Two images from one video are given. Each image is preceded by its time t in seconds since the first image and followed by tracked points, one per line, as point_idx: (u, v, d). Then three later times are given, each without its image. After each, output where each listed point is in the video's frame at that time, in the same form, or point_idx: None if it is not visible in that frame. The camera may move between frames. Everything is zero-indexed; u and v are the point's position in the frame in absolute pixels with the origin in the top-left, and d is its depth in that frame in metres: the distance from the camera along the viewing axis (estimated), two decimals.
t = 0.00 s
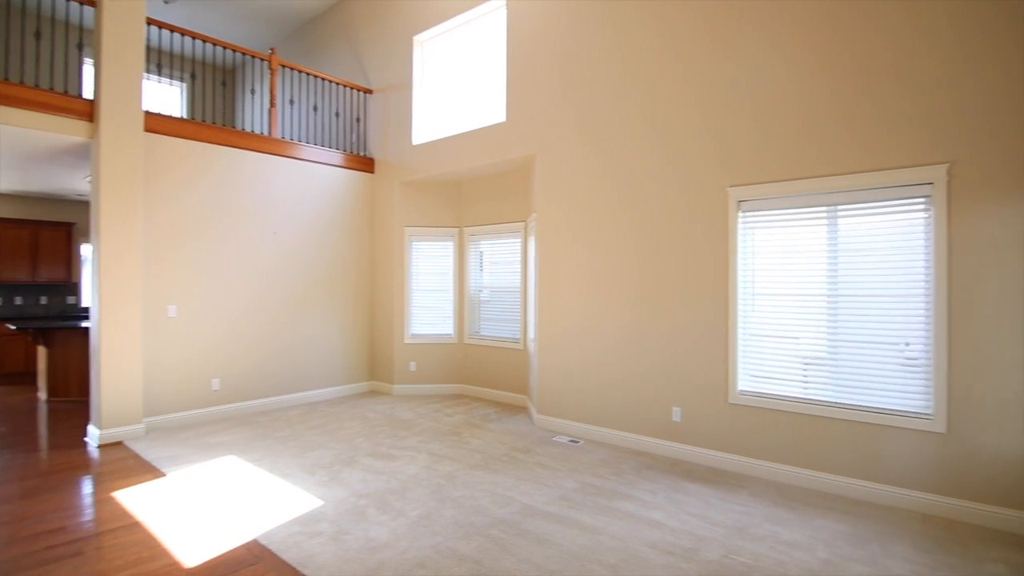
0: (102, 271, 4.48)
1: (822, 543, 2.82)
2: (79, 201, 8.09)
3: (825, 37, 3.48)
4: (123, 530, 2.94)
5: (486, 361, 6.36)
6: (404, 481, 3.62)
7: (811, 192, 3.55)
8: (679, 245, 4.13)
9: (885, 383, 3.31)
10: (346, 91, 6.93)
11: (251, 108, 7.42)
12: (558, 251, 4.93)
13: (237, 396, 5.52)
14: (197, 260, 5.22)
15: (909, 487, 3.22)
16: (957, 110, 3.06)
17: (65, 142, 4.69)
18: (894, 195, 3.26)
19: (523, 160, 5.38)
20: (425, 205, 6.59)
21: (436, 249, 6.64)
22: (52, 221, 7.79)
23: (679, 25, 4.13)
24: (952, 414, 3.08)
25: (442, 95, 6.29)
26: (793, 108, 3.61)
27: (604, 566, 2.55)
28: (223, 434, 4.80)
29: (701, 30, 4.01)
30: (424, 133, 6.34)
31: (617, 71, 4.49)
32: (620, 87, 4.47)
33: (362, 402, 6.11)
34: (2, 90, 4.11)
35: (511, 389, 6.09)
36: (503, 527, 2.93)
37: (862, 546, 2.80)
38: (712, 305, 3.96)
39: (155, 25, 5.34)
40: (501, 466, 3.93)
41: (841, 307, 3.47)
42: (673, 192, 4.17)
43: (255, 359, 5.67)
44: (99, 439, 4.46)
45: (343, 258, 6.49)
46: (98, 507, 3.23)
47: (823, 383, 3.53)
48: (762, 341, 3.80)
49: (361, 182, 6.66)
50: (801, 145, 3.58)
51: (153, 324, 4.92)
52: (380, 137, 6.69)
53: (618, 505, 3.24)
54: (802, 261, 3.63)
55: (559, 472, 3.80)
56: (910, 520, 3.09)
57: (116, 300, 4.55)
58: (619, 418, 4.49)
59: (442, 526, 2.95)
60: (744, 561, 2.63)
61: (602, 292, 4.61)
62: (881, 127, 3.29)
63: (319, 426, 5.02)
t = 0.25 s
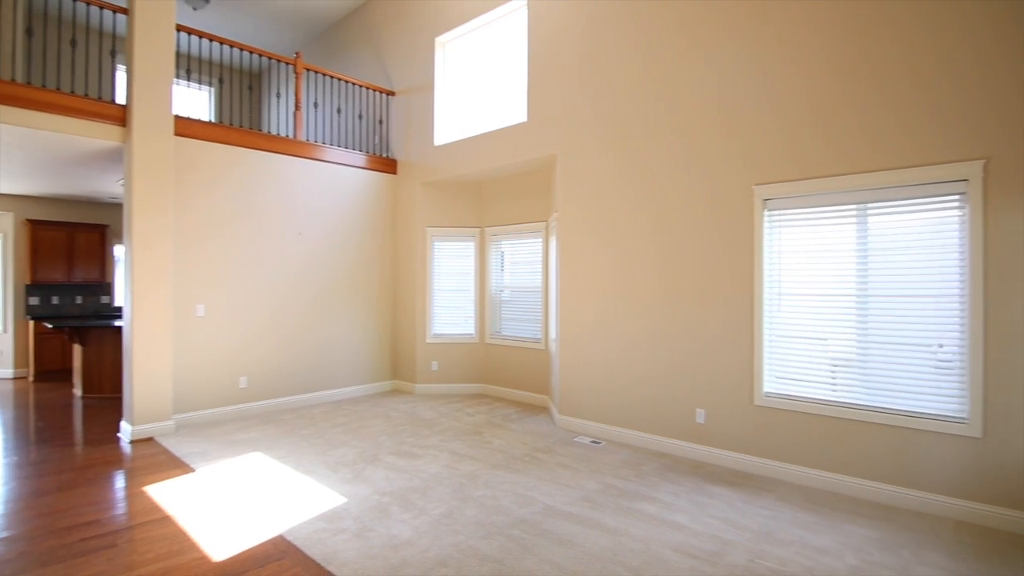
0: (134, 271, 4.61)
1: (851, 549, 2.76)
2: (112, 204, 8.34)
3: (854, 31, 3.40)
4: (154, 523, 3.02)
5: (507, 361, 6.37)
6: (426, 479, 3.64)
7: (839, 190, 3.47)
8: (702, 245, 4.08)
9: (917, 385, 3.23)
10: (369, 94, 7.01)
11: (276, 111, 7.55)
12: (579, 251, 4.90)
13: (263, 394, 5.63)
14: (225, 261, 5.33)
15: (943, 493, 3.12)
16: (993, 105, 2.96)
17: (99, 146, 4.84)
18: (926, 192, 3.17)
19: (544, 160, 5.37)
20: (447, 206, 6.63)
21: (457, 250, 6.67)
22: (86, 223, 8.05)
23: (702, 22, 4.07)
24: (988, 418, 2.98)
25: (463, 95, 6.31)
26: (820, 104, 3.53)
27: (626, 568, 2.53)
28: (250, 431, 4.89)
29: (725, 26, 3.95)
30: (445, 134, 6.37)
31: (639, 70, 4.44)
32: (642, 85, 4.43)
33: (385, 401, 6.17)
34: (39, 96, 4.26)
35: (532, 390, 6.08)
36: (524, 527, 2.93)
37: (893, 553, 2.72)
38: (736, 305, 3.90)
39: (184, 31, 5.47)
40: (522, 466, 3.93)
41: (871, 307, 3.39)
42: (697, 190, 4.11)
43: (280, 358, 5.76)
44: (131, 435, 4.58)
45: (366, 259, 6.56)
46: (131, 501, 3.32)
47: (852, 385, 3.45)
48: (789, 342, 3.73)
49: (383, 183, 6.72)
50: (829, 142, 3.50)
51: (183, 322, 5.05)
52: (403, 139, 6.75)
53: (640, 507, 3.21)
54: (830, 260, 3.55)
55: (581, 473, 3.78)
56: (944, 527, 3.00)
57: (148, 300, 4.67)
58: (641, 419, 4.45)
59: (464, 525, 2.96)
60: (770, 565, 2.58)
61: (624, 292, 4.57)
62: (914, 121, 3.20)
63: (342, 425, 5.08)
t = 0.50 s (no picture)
0: (166, 272, 4.73)
1: (883, 556, 2.68)
2: (144, 206, 8.57)
3: (885, 24, 3.30)
4: (184, 517, 3.09)
5: (528, 361, 6.36)
6: (448, 478, 3.66)
7: (870, 187, 3.38)
8: (727, 244, 4.02)
9: (952, 388, 3.13)
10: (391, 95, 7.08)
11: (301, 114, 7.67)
12: (602, 251, 4.87)
13: (289, 392, 5.72)
14: (251, 262, 5.43)
15: (980, 500, 3.02)
16: None
17: (131, 150, 4.97)
18: (961, 189, 3.07)
19: (566, 159, 5.34)
20: (469, 206, 6.65)
21: (479, 250, 6.68)
22: (119, 225, 8.29)
23: (726, 17, 4.01)
24: None
25: (485, 96, 6.33)
26: (849, 99, 3.44)
27: (650, 571, 2.50)
28: (276, 428, 4.98)
29: (750, 22, 3.88)
30: (467, 135, 6.40)
31: (662, 67, 4.39)
32: (665, 83, 4.37)
33: (408, 400, 6.22)
34: (75, 102, 4.40)
35: (554, 390, 6.06)
36: (546, 527, 2.92)
37: (927, 561, 2.64)
38: (763, 305, 3.83)
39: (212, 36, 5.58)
40: (544, 466, 3.92)
41: (903, 307, 3.30)
42: (721, 189, 4.05)
43: (305, 357, 5.85)
44: (162, 431, 4.71)
45: (389, 259, 6.62)
46: (162, 495, 3.41)
47: (883, 387, 3.36)
48: (817, 343, 3.64)
49: (405, 184, 6.78)
50: (859, 138, 3.41)
51: (212, 321, 5.16)
52: (425, 140, 6.80)
53: (664, 510, 3.18)
54: (860, 259, 3.46)
55: (603, 474, 3.75)
56: (981, 535, 2.90)
57: (178, 300, 4.79)
58: (665, 420, 4.40)
59: (486, 524, 2.97)
60: (798, 571, 2.53)
61: (647, 291, 4.53)
62: (949, 116, 3.09)
63: (366, 423, 5.14)
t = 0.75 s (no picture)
0: (195, 273, 4.84)
1: (915, 564, 2.61)
2: (174, 208, 8.79)
3: (918, 16, 3.21)
4: (212, 512, 3.16)
5: (550, 361, 6.35)
6: (470, 478, 3.67)
7: (901, 185, 3.29)
8: (752, 243, 3.95)
9: (988, 391, 3.03)
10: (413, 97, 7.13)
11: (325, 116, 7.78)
12: (624, 250, 4.83)
13: (313, 391, 5.81)
14: (277, 263, 5.53)
15: (1018, 508, 2.91)
16: None
17: (161, 153, 5.10)
18: (998, 186, 2.97)
19: (587, 159, 5.32)
20: (490, 206, 6.66)
21: (501, 250, 6.69)
22: (150, 227, 8.52)
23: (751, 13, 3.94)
24: None
25: (506, 96, 6.34)
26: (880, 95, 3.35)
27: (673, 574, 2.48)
28: (300, 426, 5.05)
29: (775, 16, 3.80)
30: (488, 135, 6.42)
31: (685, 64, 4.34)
32: (688, 80, 4.32)
33: (430, 399, 6.27)
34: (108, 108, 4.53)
35: (575, 390, 6.04)
36: (568, 528, 2.91)
37: (962, 569, 2.56)
38: (789, 306, 3.76)
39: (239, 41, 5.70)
40: (566, 466, 3.90)
41: (936, 308, 3.20)
42: (746, 187, 3.99)
43: (329, 356, 5.93)
44: (191, 428, 4.82)
45: (411, 258, 6.67)
46: (191, 490, 3.49)
47: (916, 390, 3.27)
48: (846, 345, 3.56)
49: (427, 185, 6.82)
50: (889, 134, 3.32)
51: (239, 321, 5.27)
52: (446, 141, 6.84)
53: (688, 512, 3.14)
54: (891, 259, 3.37)
55: (625, 476, 3.73)
56: (1019, 544, 2.80)
57: (207, 300, 4.90)
58: (688, 422, 4.35)
59: (507, 524, 2.97)
60: None
61: (670, 291, 4.47)
62: (985, 109, 2.99)
63: (388, 421, 5.19)
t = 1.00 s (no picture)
0: (228, 274, 4.97)
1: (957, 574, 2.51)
2: (208, 210, 9.04)
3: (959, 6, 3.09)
4: (245, 507, 3.24)
5: (575, 361, 6.32)
6: (496, 477, 3.68)
7: (942, 181, 3.17)
8: (784, 242, 3.86)
9: None
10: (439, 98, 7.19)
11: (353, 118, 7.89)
12: (651, 250, 4.78)
13: (342, 389, 5.90)
14: (307, 263, 5.63)
15: None
16: None
17: (196, 157, 5.25)
18: None
19: (613, 158, 5.27)
20: (515, 206, 6.67)
21: (526, 249, 6.69)
22: (186, 228, 8.77)
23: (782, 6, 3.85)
24: None
25: (531, 96, 6.33)
26: (919, 88, 3.24)
27: None
28: (329, 424, 5.14)
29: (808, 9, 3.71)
30: (513, 135, 6.43)
31: (714, 60, 4.26)
32: (717, 76, 4.24)
33: (456, 398, 6.30)
34: (146, 114, 4.69)
35: (601, 391, 6.00)
36: (595, 530, 2.89)
37: None
38: (823, 307, 3.66)
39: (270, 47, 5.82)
40: (592, 467, 3.88)
41: (979, 309, 3.08)
42: (778, 185, 3.90)
43: (357, 355, 6.02)
44: (225, 424, 4.95)
45: (437, 259, 6.72)
46: (225, 485, 3.59)
47: (957, 393, 3.15)
48: (883, 346, 3.45)
49: (453, 185, 6.87)
50: (929, 129, 3.21)
51: (270, 320, 5.39)
52: (472, 141, 6.88)
53: (717, 516, 3.09)
54: (931, 257, 3.26)
55: (653, 478, 3.69)
56: None
57: (239, 300, 5.03)
58: (717, 424, 4.28)
59: (533, 524, 2.97)
60: None
61: (698, 291, 4.41)
62: None
63: (415, 420, 5.24)
